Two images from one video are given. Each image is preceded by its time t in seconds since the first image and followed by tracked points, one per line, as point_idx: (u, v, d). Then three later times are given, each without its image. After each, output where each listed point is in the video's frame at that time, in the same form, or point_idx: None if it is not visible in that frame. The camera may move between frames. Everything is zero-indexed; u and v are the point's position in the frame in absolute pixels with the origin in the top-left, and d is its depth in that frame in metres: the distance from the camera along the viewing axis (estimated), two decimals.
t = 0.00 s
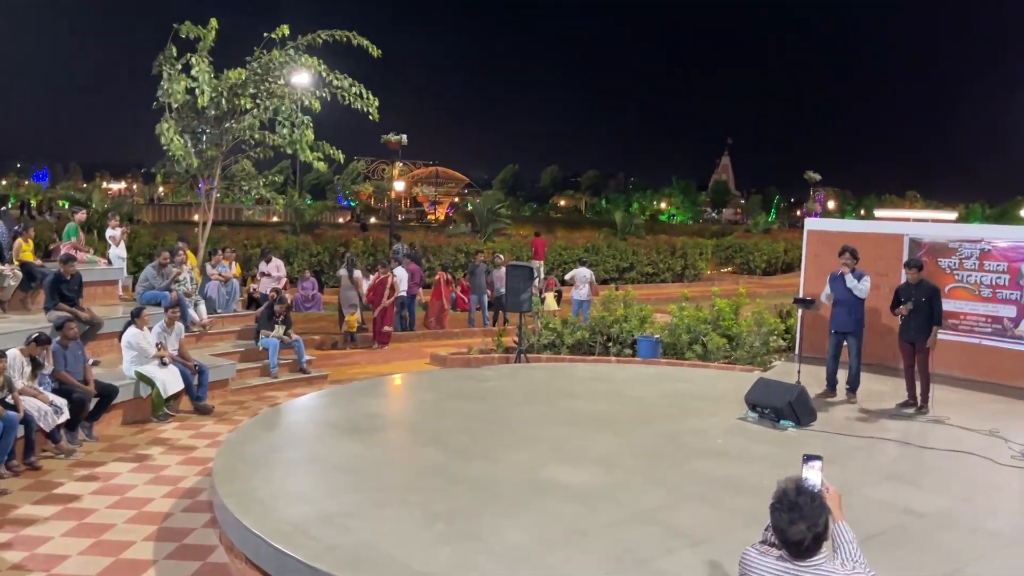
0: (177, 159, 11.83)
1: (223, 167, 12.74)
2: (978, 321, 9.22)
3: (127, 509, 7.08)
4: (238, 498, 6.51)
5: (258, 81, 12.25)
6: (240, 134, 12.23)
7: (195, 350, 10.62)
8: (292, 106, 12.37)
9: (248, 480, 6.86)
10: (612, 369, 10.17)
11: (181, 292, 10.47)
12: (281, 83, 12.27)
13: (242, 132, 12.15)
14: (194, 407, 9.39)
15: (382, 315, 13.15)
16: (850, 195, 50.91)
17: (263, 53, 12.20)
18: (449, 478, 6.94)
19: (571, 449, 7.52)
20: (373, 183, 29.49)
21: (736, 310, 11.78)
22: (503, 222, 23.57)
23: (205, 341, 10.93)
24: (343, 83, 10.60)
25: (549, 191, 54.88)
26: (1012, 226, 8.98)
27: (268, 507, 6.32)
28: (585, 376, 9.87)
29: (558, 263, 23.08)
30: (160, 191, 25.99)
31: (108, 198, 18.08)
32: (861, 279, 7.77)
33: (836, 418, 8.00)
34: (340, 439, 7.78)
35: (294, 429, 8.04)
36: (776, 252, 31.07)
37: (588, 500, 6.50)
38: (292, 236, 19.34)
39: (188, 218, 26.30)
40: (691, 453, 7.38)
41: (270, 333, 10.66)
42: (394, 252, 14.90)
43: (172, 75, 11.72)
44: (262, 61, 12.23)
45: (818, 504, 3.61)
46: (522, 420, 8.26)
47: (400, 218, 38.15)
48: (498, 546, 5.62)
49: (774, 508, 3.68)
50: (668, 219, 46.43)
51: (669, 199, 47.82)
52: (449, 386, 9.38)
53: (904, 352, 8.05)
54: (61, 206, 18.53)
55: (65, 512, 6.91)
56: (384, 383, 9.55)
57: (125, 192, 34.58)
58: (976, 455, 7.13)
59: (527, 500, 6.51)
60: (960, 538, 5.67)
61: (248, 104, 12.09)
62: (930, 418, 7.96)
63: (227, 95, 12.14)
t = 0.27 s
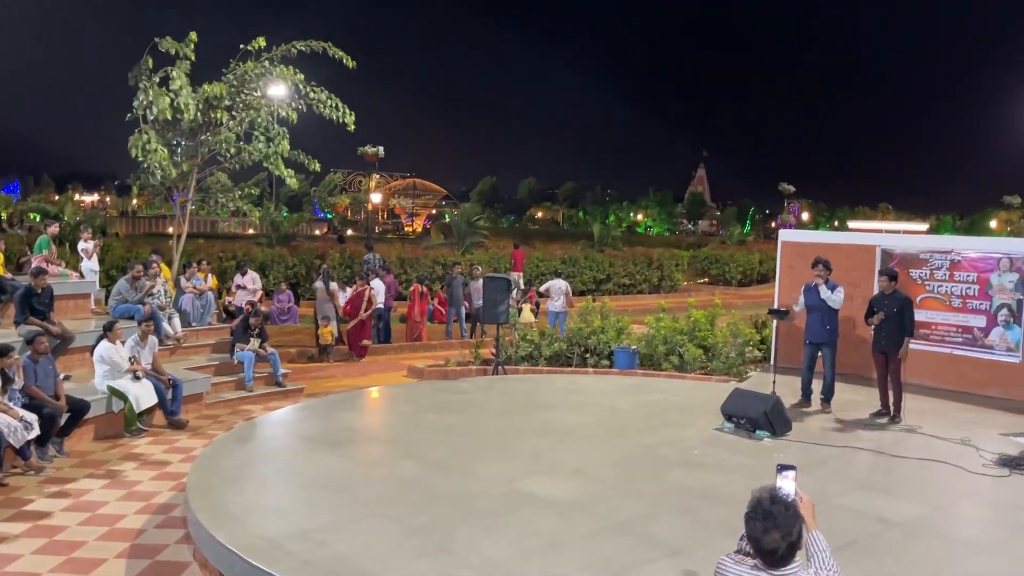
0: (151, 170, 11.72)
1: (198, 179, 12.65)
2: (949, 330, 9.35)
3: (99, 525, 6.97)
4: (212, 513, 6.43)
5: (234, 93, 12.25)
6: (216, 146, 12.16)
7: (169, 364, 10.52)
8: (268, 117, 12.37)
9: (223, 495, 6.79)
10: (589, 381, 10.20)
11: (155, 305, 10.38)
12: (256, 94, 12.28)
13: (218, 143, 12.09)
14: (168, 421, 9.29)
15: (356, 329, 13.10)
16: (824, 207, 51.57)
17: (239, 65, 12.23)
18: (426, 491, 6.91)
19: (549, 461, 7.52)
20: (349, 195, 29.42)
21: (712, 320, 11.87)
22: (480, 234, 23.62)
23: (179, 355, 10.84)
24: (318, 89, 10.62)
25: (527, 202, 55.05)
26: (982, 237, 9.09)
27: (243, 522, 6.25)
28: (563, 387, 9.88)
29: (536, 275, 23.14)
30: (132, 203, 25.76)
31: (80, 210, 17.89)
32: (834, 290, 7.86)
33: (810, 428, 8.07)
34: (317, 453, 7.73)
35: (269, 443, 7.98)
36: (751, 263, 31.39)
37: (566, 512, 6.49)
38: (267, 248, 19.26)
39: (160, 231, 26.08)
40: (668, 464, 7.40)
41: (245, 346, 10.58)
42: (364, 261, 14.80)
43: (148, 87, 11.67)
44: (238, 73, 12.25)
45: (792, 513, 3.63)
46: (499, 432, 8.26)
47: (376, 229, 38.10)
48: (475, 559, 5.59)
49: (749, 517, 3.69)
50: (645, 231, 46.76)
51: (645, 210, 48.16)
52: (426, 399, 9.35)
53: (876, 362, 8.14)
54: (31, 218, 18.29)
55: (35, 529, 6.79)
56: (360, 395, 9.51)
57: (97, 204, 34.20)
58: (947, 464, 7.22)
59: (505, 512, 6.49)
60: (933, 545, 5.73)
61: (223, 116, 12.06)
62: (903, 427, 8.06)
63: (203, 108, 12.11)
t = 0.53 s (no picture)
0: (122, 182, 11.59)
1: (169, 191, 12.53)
2: (918, 340, 9.47)
3: (67, 543, 6.83)
4: (183, 529, 6.33)
5: (206, 104, 12.19)
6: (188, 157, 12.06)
7: (139, 377, 10.39)
8: (241, 129, 12.30)
9: (193, 510, 6.69)
10: (563, 392, 10.21)
11: (125, 318, 10.26)
12: (229, 106, 12.23)
13: (189, 154, 11.99)
14: (138, 436, 9.16)
15: (331, 340, 13.02)
16: (796, 218, 52.19)
17: (211, 77, 12.19)
18: (401, 504, 6.86)
19: (524, 473, 7.50)
20: (323, 207, 29.34)
21: (686, 331, 11.94)
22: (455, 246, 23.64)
23: (149, 369, 10.72)
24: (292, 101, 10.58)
25: (503, 214, 55.15)
26: (949, 248, 9.28)
27: (214, 538, 6.16)
28: (538, 398, 9.88)
29: (511, 286, 23.15)
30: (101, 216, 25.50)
31: (48, 222, 17.66)
32: (807, 300, 7.93)
33: (783, 438, 8.13)
34: (290, 466, 7.65)
35: (241, 457, 7.89)
36: (724, 274, 31.67)
37: (541, 523, 6.47)
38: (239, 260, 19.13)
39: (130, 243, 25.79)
40: (643, 474, 7.41)
41: (217, 360, 10.46)
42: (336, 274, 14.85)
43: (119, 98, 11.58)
44: (211, 85, 12.20)
45: (764, 522, 3.63)
46: (474, 444, 8.23)
47: (351, 241, 37.98)
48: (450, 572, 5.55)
49: (721, 526, 3.68)
50: (620, 242, 47.05)
51: (620, 222, 48.47)
52: (401, 411, 9.31)
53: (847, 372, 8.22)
54: None
55: None
56: (334, 408, 9.44)
57: (66, 215, 33.77)
58: (917, 472, 7.30)
59: (480, 524, 6.46)
60: (904, 553, 5.78)
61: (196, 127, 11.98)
62: (874, 436, 8.14)
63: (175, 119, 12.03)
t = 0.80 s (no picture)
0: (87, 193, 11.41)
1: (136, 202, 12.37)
2: (883, 348, 9.61)
3: (29, 560, 6.67)
4: (149, 544, 6.22)
5: (175, 115, 12.07)
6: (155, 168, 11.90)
7: (104, 391, 10.21)
8: (209, 140, 12.18)
9: (160, 525, 6.58)
10: (535, 402, 10.22)
11: (90, 331, 10.12)
12: (197, 117, 12.11)
13: (156, 165, 11.84)
14: (103, 451, 9.02)
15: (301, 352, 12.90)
16: (765, 229, 52.87)
17: (180, 87, 12.09)
18: (371, 516, 6.80)
19: (496, 484, 7.48)
20: (293, 218, 29.23)
21: (656, 341, 12.01)
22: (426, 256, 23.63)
23: (114, 382, 10.57)
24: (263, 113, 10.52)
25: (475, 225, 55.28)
26: (912, 258, 9.45)
27: (181, 553, 6.06)
28: (509, 409, 9.87)
29: (482, 297, 23.17)
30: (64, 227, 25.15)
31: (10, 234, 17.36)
32: (775, 309, 8.03)
33: (753, 446, 8.20)
34: (259, 480, 7.56)
35: (209, 471, 7.78)
36: (694, 283, 31.96)
37: (513, 534, 6.45)
38: (207, 271, 18.96)
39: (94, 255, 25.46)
40: (614, 484, 7.43)
41: (185, 372, 10.31)
42: (308, 284, 14.71)
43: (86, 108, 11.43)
44: (179, 95, 12.10)
45: (732, 530, 3.64)
46: (445, 456, 8.20)
47: (321, 252, 37.83)
48: None
49: (690, 535, 3.68)
50: (592, 253, 47.32)
51: (592, 232, 48.79)
52: (371, 423, 9.26)
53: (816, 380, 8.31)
54: None
55: None
56: (304, 421, 9.37)
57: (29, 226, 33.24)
58: (884, 479, 7.40)
59: (451, 536, 6.42)
60: (871, 559, 5.84)
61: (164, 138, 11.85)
62: (841, 444, 8.25)
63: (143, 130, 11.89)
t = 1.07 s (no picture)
0: (45, 203, 11.17)
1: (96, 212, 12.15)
2: (845, 356, 9.75)
3: None
4: (108, 561, 6.08)
5: (137, 124, 11.91)
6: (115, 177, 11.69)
7: (62, 405, 10.01)
8: (172, 149, 12.00)
9: (120, 541, 6.44)
10: (502, 412, 10.21)
11: (47, 344, 9.92)
12: (160, 126, 11.96)
13: (117, 174, 11.62)
14: (61, 466, 8.82)
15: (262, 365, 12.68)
16: (730, 238, 53.54)
17: (142, 96, 11.97)
18: (336, 529, 6.73)
19: (463, 495, 7.45)
20: (257, 228, 29.02)
21: (623, 349, 12.07)
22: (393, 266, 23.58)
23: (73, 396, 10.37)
24: (227, 124, 10.43)
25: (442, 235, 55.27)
26: (873, 267, 9.61)
27: (141, 569, 5.93)
28: (477, 419, 9.85)
29: (450, 307, 23.14)
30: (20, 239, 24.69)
31: None
32: (741, 316, 8.12)
33: (718, 454, 8.26)
34: (222, 493, 7.45)
35: (171, 485, 7.65)
36: (660, 292, 32.24)
37: (480, 545, 6.41)
38: (169, 282, 18.73)
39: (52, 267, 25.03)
40: (581, 493, 7.43)
41: (146, 385, 10.14)
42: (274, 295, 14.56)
43: (45, 117, 11.25)
44: (142, 104, 11.96)
45: (697, 537, 3.63)
46: (412, 467, 8.15)
47: (287, 263, 37.55)
48: None
49: (656, 543, 3.68)
50: (559, 262, 47.54)
51: (559, 242, 49.06)
52: (337, 435, 9.17)
53: (780, 388, 8.38)
54: None
55: None
56: (270, 433, 9.26)
57: None
58: (847, 484, 7.50)
59: (419, 547, 6.37)
60: (835, 565, 5.90)
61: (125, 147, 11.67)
62: (805, 451, 8.34)
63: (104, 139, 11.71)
